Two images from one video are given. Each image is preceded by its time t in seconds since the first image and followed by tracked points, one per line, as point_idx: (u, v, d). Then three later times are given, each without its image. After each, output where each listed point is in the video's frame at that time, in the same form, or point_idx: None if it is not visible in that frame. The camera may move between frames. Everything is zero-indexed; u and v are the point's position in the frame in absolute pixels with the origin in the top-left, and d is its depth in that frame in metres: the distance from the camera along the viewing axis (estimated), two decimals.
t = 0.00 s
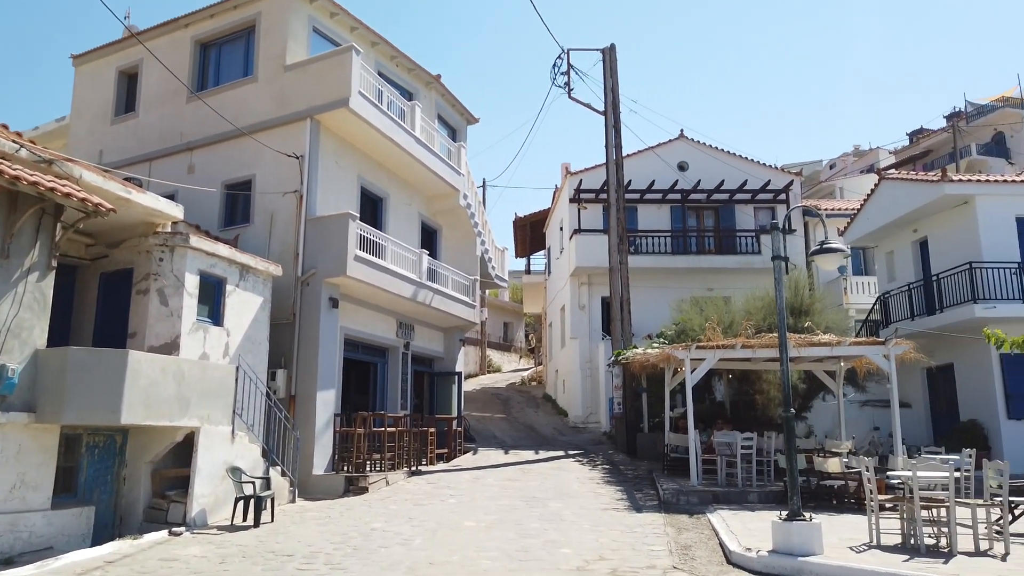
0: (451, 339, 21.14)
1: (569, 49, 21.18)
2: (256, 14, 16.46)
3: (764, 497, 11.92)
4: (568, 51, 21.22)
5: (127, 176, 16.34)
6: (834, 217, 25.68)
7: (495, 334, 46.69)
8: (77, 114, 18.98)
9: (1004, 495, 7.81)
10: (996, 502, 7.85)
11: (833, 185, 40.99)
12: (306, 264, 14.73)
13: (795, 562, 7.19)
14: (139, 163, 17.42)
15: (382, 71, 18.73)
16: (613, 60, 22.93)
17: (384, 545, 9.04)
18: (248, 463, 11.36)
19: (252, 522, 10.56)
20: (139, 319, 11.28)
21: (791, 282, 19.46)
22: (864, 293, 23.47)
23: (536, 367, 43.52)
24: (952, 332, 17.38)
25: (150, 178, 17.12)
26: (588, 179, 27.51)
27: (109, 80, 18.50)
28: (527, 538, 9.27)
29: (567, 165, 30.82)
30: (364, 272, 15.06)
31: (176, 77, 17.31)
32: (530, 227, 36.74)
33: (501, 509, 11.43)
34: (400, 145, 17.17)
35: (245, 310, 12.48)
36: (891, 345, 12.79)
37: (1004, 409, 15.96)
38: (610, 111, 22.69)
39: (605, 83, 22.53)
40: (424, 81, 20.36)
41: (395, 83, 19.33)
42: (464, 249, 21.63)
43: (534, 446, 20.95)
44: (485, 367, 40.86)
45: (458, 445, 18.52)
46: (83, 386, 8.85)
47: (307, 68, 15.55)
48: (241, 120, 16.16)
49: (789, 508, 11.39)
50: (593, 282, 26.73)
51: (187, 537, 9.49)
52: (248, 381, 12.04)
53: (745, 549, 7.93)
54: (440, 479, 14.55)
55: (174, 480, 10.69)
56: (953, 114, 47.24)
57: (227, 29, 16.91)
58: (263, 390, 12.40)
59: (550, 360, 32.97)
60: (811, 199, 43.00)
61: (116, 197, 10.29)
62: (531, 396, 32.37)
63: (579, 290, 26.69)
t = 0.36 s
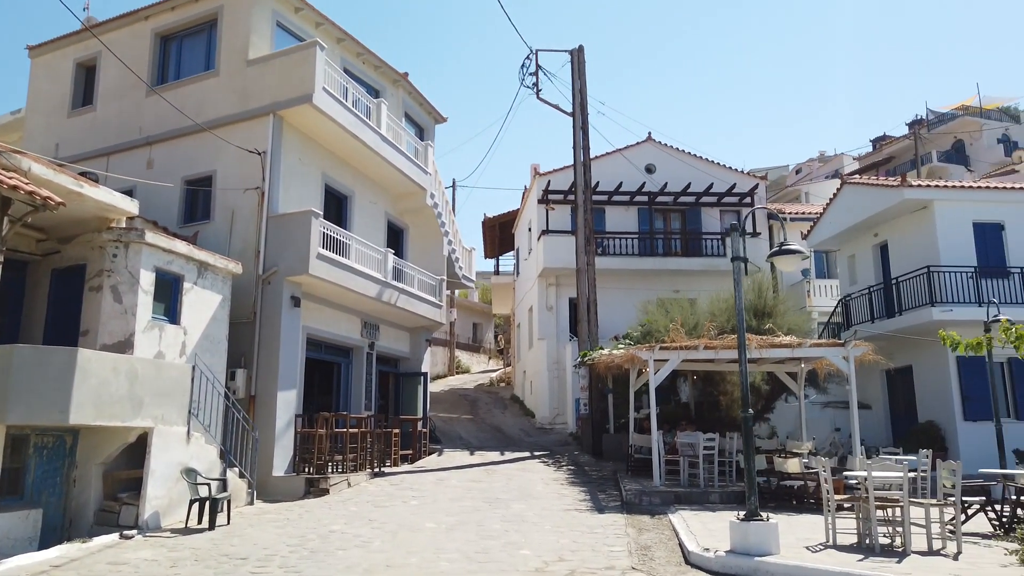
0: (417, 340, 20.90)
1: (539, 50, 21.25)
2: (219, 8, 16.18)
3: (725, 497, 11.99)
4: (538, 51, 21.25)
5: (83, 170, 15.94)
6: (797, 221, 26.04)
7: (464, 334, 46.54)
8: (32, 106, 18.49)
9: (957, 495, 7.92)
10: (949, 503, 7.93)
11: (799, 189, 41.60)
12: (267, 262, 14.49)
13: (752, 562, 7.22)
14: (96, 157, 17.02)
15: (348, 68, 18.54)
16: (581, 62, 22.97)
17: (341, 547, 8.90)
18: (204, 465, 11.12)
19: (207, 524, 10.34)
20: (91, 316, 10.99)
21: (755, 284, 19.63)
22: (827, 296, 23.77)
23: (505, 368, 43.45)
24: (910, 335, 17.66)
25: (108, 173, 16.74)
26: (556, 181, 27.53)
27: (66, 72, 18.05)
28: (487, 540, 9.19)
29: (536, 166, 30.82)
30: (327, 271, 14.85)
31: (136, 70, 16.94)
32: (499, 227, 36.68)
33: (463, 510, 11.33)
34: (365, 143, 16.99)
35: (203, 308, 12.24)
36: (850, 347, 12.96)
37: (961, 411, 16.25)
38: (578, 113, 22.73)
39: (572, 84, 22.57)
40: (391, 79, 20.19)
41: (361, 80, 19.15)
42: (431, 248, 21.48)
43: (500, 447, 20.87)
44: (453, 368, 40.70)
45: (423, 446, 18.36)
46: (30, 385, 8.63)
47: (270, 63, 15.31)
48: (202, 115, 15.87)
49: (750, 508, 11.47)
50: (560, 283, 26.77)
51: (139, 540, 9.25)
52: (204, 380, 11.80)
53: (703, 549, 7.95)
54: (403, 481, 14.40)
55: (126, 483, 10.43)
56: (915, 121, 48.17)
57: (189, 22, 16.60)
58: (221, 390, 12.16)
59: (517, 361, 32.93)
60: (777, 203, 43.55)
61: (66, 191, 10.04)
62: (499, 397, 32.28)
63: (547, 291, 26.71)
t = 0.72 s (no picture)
0: (395, 340, 20.69)
1: (518, 49, 21.80)
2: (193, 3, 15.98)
3: (700, 497, 11.99)
4: (517, 51, 21.91)
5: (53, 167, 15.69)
6: (776, 222, 26.19)
7: (446, 334, 46.38)
8: (3, 102, 18.17)
9: (927, 495, 7.93)
10: (921, 503, 7.92)
11: (781, 191, 41.83)
12: (241, 261, 14.32)
13: (721, 563, 7.18)
14: (68, 154, 16.76)
15: (326, 65, 18.38)
16: (561, 61, 22.95)
17: (311, 549, 8.77)
18: (173, 466, 10.96)
19: (176, 526, 10.18)
20: (58, 315, 10.80)
21: (734, 284, 19.66)
22: (805, 297, 23.86)
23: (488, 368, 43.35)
24: (886, 335, 17.75)
25: (80, 170, 16.48)
26: (537, 180, 27.49)
27: (38, 67, 17.75)
28: (459, 541, 9.10)
29: (518, 166, 30.75)
30: (302, 269, 14.68)
31: (109, 66, 16.70)
32: (481, 227, 36.58)
33: (437, 511, 11.23)
34: (342, 141, 16.83)
35: (174, 307, 12.06)
36: (825, 348, 13.00)
37: (936, 411, 16.35)
38: (558, 112, 22.70)
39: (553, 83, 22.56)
40: (369, 76, 20.05)
41: (339, 77, 19.00)
42: (410, 247, 21.35)
43: (479, 447, 20.78)
44: (435, 368, 40.56)
45: (401, 447, 18.22)
46: None
47: (245, 59, 15.15)
48: (177, 111, 15.67)
49: (724, 508, 11.47)
50: (541, 283, 26.74)
51: (103, 543, 9.08)
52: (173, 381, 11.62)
53: (674, 550, 7.92)
54: (379, 482, 14.27)
55: (93, 484, 10.24)
56: (896, 124, 48.57)
57: (163, 18, 16.39)
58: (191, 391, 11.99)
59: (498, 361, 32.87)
60: (760, 204, 43.76)
61: (31, 187, 9.91)
62: (481, 397, 32.17)
63: (528, 291, 26.66)
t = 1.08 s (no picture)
0: (377, 340, 20.51)
1: (502, 49, 21.06)
2: None
3: (679, 497, 11.97)
4: (501, 50, 21.12)
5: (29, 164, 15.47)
6: (759, 223, 26.27)
7: (431, 334, 46.24)
8: None
9: (903, 495, 7.93)
10: (897, 503, 7.92)
11: (765, 192, 41.99)
12: (219, 259, 14.16)
13: (696, 562, 7.15)
14: (44, 150, 16.52)
15: (307, 62, 18.24)
16: (545, 61, 22.91)
17: (284, 551, 8.67)
18: (147, 467, 10.80)
19: (148, 528, 10.04)
20: (29, 314, 10.62)
21: (716, 285, 19.69)
22: (788, 297, 23.93)
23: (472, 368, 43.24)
24: (867, 336, 17.83)
25: (56, 167, 16.26)
26: (521, 180, 27.42)
27: (13, 62, 17.50)
28: (435, 542, 9.02)
29: (503, 166, 30.66)
30: (281, 268, 14.54)
31: (86, 61, 16.48)
32: (466, 228, 36.47)
33: (415, 512, 11.14)
34: (323, 139, 16.69)
35: (149, 306, 11.89)
36: (805, 348, 13.01)
37: (915, 411, 16.43)
38: (542, 111, 22.65)
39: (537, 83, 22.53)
40: (352, 74, 19.92)
41: (321, 75, 18.86)
42: (393, 247, 21.23)
43: (461, 448, 20.70)
44: (420, 368, 40.41)
45: (382, 447, 18.10)
46: None
47: (224, 55, 15.00)
48: (155, 107, 15.48)
49: (703, 508, 11.46)
50: (525, 282, 26.68)
51: (73, 545, 8.93)
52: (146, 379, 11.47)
53: (651, 550, 7.88)
54: (358, 482, 14.16)
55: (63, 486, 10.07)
56: (879, 126, 48.90)
57: (141, 13, 16.20)
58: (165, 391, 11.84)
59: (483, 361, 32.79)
60: (745, 205, 43.95)
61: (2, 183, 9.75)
62: (464, 397, 32.08)
63: (511, 291, 26.61)
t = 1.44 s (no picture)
0: (351, 338, 20.25)
1: (480, 47, 21.49)
2: None
3: (651, 498, 11.93)
4: (479, 48, 21.57)
5: None
6: (735, 224, 26.39)
7: (409, 333, 45.97)
8: None
9: (872, 495, 7.91)
10: (866, 503, 7.90)
11: (743, 194, 42.21)
12: (187, 255, 13.90)
13: (665, 563, 7.09)
14: (9, 142, 16.14)
15: (281, 57, 17.98)
16: (523, 59, 22.82)
17: (247, 553, 8.48)
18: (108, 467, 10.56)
19: (108, 530, 9.81)
20: None
21: (692, 285, 19.70)
22: (763, 298, 24.02)
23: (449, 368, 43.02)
24: (840, 336, 17.93)
25: (21, 159, 15.88)
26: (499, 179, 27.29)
27: None
28: (402, 544, 8.87)
29: (481, 165, 30.53)
30: (252, 264, 14.30)
31: (53, 52, 16.10)
32: (443, 226, 36.26)
33: (384, 513, 10.98)
34: (296, 135, 16.46)
35: (113, 302, 11.61)
36: (778, 348, 13.02)
37: (887, 411, 16.54)
38: (519, 109, 22.55)
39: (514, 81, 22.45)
40: (327, 70, 19.68)
41: (295, 70, 18.61)
42: (367, 245, 21.02)
43: (435, 447, 20.54)
44: (396, 367, 40.12)
45: (354, 447, 17.88)
46: None
47: (194, 48, 14.72)
48: (123, 100, 15.16)
49: (676, 508, 11.42)
50: (501, 282, 26.58)
51: (29, 547, 8.68)
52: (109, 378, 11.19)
53: (619, 551, 7.80)
54: (328, 483, 13.96)
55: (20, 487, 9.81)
56: (855, 129, 49.38)
57: (110, 4, 15.86)
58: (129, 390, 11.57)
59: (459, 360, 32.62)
60: (723, 207, 44.17)
61: None
62: (440, 397, 31.88)
63: (488, 290, 26.51)
